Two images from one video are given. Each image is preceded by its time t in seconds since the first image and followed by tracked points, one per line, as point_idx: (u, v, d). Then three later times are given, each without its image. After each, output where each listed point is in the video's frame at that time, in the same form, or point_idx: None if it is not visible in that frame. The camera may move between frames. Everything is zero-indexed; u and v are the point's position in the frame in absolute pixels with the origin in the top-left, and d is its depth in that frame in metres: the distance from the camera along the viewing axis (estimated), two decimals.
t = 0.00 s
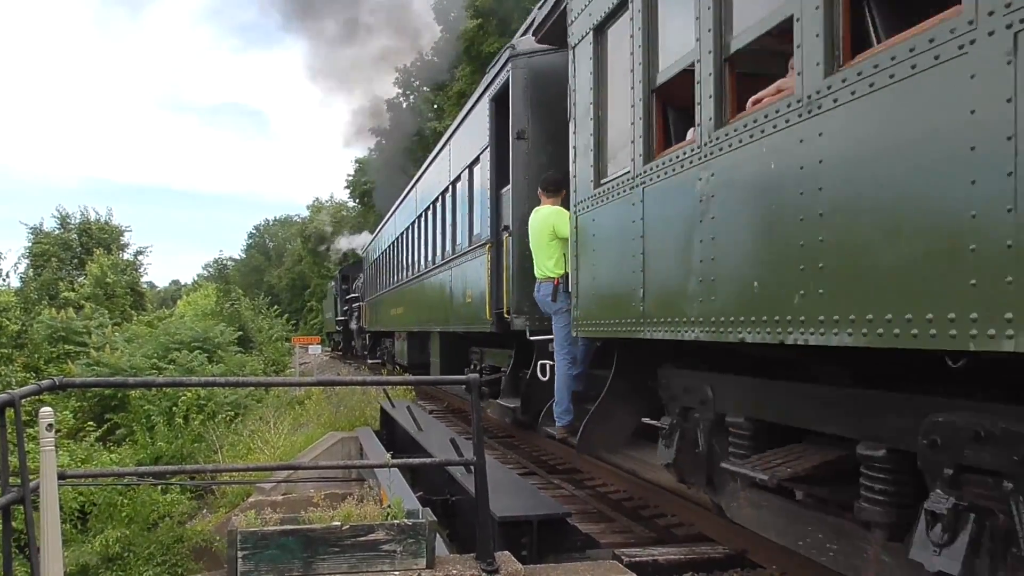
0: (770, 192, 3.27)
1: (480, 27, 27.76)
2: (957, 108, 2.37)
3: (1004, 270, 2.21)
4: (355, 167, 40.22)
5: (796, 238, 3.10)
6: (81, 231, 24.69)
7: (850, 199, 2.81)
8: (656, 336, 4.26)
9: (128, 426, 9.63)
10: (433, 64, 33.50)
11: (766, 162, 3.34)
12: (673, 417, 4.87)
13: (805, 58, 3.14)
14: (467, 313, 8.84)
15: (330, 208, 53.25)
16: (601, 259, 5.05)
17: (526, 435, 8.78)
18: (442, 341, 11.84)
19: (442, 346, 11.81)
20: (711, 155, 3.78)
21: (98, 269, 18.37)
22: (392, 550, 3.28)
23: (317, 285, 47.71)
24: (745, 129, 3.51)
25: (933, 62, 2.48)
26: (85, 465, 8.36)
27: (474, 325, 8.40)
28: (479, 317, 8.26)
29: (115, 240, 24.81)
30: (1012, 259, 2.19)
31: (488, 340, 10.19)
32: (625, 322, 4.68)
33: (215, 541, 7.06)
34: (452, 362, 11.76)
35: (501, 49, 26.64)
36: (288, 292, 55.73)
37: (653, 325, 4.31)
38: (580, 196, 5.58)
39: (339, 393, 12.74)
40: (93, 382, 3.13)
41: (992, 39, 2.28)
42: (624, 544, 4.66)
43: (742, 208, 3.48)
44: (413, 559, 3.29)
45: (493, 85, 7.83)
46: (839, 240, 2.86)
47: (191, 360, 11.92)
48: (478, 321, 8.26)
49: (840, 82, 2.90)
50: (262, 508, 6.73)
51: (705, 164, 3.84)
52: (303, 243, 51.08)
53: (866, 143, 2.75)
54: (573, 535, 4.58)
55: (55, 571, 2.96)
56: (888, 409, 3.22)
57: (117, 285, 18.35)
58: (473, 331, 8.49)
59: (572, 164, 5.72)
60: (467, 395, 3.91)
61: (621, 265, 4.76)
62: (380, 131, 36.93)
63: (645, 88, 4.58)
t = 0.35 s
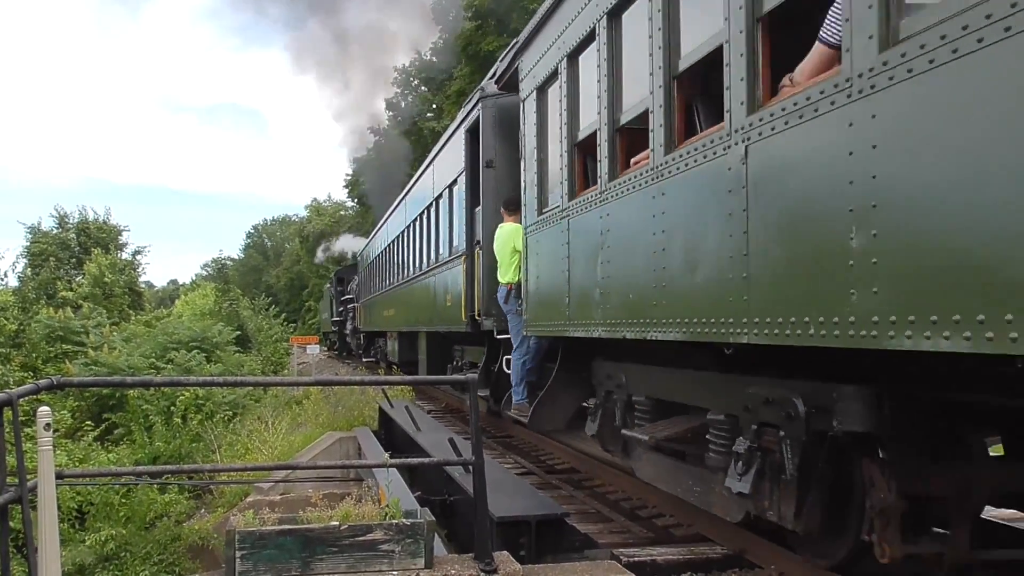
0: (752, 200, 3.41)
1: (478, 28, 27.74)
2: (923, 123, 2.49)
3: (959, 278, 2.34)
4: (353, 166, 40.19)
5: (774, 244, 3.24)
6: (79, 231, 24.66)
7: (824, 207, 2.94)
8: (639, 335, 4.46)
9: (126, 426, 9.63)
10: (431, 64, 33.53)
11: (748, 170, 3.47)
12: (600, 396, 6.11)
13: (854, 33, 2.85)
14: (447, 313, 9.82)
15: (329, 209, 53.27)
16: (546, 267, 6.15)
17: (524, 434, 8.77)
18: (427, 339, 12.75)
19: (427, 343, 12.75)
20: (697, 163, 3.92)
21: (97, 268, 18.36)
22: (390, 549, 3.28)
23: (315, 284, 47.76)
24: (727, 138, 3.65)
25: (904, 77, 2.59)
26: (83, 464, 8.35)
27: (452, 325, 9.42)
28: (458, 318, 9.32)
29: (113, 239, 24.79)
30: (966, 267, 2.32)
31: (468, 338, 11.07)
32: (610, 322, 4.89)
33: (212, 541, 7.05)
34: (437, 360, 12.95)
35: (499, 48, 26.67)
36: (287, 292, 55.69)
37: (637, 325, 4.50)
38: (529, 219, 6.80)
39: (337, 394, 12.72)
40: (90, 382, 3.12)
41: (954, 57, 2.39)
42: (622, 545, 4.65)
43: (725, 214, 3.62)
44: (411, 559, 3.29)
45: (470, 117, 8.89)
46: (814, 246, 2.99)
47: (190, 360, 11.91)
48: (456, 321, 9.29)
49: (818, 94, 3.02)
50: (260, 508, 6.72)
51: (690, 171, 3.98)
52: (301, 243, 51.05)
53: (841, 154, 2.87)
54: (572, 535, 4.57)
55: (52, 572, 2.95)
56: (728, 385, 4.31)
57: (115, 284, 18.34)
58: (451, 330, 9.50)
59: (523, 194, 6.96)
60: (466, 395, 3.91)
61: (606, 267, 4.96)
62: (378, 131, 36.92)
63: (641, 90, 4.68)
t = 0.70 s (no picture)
0: (750, 202, 3.38)
1: (478, 28, 27.74)
2: (925, 126, 2.46)
3: (940, 280, 2.38)
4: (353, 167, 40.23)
5: (761, 248, 3.29)
6: (78, 230, 24.63)
7: (809, 212, 2.99)
8: (628, 335, 4.53)
9: (126, 426, 9.62)
10: (431, 64, 33.56)
11: (736, 175, 3.52)
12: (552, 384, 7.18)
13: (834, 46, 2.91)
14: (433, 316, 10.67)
15: (329, 209, 53.29)
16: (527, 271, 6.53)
17: (524, 434, 8.78)
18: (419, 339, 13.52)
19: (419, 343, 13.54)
20: (687, 168, 3.97)
21: (96, 268, 18.35)
22: (389, 550, 3.27)
23: (314, 284, 47.74)
24: (715, 145, 3.71)
25: (898, 82, 2.58)
26: (83, 464, 8.34)
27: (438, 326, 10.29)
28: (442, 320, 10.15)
29: (113, 238, 24.79)
30: (960, 268, 2.31)
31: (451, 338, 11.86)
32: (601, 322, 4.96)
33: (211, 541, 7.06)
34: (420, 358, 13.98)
35: (498, 48, 26.67)
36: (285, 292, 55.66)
37: (627, 324, 4.56)
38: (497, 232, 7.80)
39: (336, 394, 12.71)
40: (90, 382, 3.12)
41: (935, 67, 2.44)
42: (622, 545, 4.66)
43: (713, 218, 3.67)
44: (411, 559, 3.28)
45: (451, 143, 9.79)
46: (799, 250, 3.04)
47: (189, 359, 11.91)
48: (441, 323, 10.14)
49: (817, 98, 2.99)
50: (259, 507, 6.72)
51: (681, 176, 4.03)
52: (301, 243, 51.04)
53: (826, 160, 2.92)
54: (572, 536, 4.57)
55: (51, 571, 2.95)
56: (656, 375, 5.00)
57: (114, 284, 18.34)
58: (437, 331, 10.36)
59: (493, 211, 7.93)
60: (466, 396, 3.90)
61: (598, 269, 5.04)
62: (377, 131, 36.93)
63: (632, 95, 4.75)
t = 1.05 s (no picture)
0: (739, 205, 3.34)
1: (478, 28, 27.76)
2: (910, 128, 2.43)
3: (925, 285, 2.35)
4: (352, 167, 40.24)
5: (739, 256, 3.31)
6: (77, 230, 24.62)
7: (795, 215, 2.96)
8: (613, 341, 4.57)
9: (124, 426, 9.62)
10: (430, 65, 33.59)
11: (715, 185, 3.57)
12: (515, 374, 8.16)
13: (805, 64, 3.00)
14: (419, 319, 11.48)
15: (327, 209, 53.33)
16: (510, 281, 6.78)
17: (523, 435, 8.77)
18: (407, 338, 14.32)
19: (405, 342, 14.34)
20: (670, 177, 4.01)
21: (94, 268, 18.34)
22: (386, 551, 3.27)
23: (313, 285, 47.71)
24: (695, 154, 3.76)
25: (886, 85, 2.55)
26: (80, 465, 8.34)
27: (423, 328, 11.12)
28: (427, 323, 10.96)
29: (112, 239, 24.79)
30: (946, 270, 2.27)
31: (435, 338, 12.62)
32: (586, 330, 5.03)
33: (208, 541, 7.06)
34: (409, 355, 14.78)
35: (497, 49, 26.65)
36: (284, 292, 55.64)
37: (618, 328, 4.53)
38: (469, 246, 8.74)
39: (335, 394, 12.72)
40: (87, 383, 3.11)
41: (920, 68, 2.42)
42: (619, 546, 4.65)
43: (694, 228, 3.70)
44: (408, 560, 3.28)
45: (433, 164, 10.71)
46: (774, 260, 3.06)
47: (188, 360, 11.91)
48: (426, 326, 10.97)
49: (807, 100, 2.96)
50: (257, 508, 6.72)
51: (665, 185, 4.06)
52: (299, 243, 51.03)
53: (801, 171, 2.96)
54: (569, 537, 4.57)
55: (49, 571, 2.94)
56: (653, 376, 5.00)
57: (113, 284, 18.34)
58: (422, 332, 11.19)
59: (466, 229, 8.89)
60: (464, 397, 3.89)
61: (588, 277, 5.04)
62: (376, 131, 36.94)
63: (619, 103, 4.79)
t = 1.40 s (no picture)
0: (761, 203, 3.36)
1: (474, 29, 27.73)
2: (945, 123, 2.44)
3: (960, 286, 2.37)
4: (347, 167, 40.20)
5: (764, 252, 3.32)
6: (72, 230, 24.56)
7: (821, 212, 2.97)
8: (617, 338, 4.69)
9: (119, 427, 9.60)
10: (426, 66, 33.57)
11: (734, 181, 3.59)
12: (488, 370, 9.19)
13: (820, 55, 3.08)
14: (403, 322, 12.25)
15: (323, 209, 53.26)
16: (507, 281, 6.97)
17: (517, 436, 8.77)
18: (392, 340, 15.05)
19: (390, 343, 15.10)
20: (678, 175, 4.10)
21: (89, 268, 18.29)
22: (381, 552, 3.28)
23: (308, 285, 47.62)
24: (708, 151, 3.82)
25: (921, 75, 2.55)
26: (75, 465, 8.32)
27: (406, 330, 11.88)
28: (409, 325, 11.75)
29: (107, 239, 24.74)
30: (984, 273, 2.30)
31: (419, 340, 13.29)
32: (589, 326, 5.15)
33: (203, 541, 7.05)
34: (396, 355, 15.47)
35: (494, 50, 26.59)
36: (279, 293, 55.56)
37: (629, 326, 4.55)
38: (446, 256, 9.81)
39: (330, 396, 12.71)
40: (81, 383, 3.10)
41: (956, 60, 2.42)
42: (614, 547, 4.67)
43: (704, 226, 3.79)
44: (403, 561, 3.29)
45: (414, 183, 11.74)
46: (800, 257, 3.08)
47: (182, 360, 11.89)
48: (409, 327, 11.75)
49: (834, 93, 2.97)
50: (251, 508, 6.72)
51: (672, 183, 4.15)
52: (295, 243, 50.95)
53: (813, 169, 3.05)
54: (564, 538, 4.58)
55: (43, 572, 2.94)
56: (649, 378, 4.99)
57: (108, 284, 18.30)
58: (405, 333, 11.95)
59: (443, 241, 10.06)
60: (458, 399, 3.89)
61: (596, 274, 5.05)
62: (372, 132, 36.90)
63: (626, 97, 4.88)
